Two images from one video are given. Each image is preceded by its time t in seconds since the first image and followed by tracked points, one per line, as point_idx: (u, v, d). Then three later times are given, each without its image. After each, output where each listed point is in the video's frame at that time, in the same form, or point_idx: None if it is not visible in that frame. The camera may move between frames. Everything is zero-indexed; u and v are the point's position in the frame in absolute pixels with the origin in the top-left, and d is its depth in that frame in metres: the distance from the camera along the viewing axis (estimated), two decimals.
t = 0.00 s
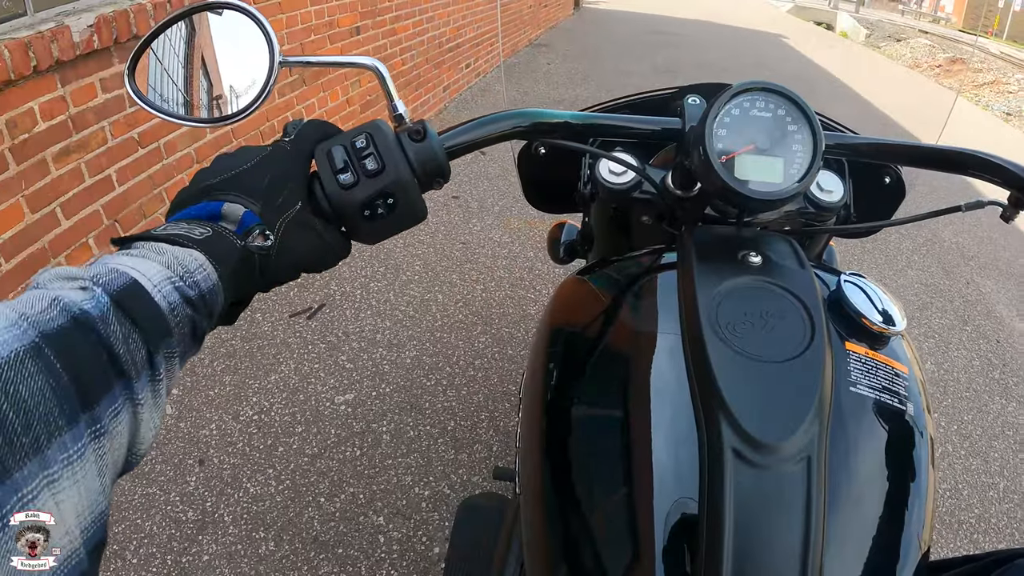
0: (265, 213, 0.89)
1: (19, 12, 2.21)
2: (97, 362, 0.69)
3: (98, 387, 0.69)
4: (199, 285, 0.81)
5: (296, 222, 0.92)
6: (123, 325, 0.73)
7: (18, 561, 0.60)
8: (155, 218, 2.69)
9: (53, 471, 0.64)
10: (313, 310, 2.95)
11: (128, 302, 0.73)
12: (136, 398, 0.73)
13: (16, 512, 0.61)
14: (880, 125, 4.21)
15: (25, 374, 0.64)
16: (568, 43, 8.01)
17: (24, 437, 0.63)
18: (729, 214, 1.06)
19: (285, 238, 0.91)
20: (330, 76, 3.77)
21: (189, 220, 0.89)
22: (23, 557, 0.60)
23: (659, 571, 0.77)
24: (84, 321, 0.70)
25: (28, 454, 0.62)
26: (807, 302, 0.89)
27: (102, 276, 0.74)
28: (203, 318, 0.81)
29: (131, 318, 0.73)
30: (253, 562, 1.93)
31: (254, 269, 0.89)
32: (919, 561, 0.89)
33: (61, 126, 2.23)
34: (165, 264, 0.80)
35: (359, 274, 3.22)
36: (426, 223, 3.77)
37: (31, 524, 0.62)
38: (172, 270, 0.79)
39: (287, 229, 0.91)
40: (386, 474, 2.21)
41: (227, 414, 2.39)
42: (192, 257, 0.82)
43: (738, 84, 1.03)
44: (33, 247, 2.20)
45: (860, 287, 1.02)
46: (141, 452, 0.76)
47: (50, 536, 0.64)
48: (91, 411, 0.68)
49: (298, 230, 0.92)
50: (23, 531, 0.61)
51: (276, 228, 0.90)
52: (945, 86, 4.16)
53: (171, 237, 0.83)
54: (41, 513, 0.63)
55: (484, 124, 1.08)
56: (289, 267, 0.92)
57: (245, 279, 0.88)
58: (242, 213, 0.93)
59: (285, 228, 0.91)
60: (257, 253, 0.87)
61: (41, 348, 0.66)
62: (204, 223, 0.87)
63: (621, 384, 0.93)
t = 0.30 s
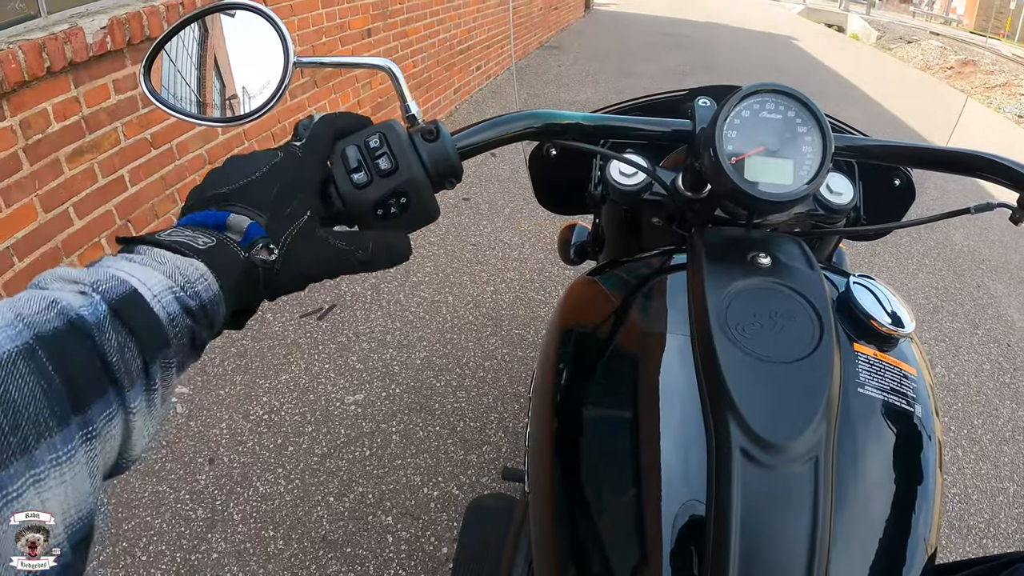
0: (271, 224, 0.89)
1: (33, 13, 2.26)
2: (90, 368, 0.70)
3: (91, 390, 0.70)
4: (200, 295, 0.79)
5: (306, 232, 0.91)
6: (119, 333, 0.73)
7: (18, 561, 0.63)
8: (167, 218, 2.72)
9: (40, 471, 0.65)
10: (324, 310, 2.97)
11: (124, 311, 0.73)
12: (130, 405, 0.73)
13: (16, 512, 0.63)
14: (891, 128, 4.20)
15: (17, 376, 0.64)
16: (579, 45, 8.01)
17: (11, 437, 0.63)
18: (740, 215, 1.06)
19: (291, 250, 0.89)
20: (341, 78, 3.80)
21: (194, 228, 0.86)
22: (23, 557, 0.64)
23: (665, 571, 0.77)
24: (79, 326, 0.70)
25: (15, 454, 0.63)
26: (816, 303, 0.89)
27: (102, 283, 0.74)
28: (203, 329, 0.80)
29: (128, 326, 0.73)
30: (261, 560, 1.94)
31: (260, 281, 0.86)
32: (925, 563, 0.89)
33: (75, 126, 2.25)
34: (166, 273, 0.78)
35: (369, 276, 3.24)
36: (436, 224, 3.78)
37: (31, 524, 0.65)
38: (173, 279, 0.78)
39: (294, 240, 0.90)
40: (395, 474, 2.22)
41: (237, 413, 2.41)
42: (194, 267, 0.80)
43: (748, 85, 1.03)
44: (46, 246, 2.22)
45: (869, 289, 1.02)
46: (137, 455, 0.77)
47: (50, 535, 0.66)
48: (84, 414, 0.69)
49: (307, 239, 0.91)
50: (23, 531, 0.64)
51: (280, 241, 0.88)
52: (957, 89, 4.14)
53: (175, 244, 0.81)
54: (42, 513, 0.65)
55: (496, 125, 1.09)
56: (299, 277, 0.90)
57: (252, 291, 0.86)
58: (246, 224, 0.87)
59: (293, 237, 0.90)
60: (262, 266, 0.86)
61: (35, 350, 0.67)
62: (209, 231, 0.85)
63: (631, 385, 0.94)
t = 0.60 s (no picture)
0: (310, 219, 0.90)
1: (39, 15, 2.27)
2: (136, 396, 0.68)
3: (139, 419, 0.68)
4: (251, 307, 0.81)
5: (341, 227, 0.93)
6: (166, 356, 0.72)
7: (18, 561, 0.56)
8: (172, 219, 2.74)
9: (92, 504, 0.63)
10: (329, 311, 2.99)
11: (171, 332, 0.72)
12: (181, 429, 0.72)
13: (16, 511, 0.57)
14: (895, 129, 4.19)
15: (59, 411, 0.63)
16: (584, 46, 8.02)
17: (58, 472, 0.61)
18: (742, 216, 1.07)
19: (335, 244, 0.92)
20: (346, 79, 3.81)
21: (235, 240, 0.87)
22: (22, 557, 0.56)
23: (668, 570, 0.78)
24: (122, 353, 0.69)
25: (64, 488, 0.61)
26: (818, 304, 0.90)
27: (146, 305, 0.73)
28: (254, 342, 0.81)
29: (175, 348, 0.72)
30: (266, 560, 1.95)
31: (311, 279, 0.89)
32: (926, 563, 0.89)
33: (81, 127, 2.27)
34: (215, 289, 0.79)
35: (374, 276, 3.25)
36: (441, 225, 3.79)
37: (32, 524, 0.58)
38: (221, 294, 0.79)
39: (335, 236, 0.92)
40: (400, 474, 2.23)
41: (243, 413, 2.42)
42: (242, 279, 0.82)
43: (751, 87, 1.04)
44: (53, 247, 2.24)
45: (870, 289, 1.03)
46: (190, 480, 0.76)
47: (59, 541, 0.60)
48: (132, 443, 0.68)
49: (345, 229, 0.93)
50: (23, 530, 0.57)
51: (323, 233, 0.91)
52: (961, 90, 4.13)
53: (220, 260, 0.83)
54: (42, 512, 0.59)
55: (502, 126, 1.10)
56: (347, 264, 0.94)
57: (304, 291, 0.88)
58: (286, 224, 0.87)
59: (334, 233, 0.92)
60: (310, 262, 0.88)
61: (75, 382, 0.65)
62: (253, 241, 0.87)
63: (634, 385, 0.94)
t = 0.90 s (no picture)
0: (294, 223, 0.90)
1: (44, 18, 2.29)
2: (116, 390, 0.70)
3: (118, 412, 0.69)
4: (226, 305, 0.81)
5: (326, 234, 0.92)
6: (143, 351, 0.73)
7: (18, 561, 0.57)
8: (177, 221, 2.76)
9: (73, 494, 0.64)
10: (332, 312, 3.00)
11: (148, 328, 0.74)
12: (159, 422, 0.73)
13: (16, 511, 0.59)
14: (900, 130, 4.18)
15: (40, 404, 0.64)
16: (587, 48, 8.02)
17: (39, 463, 0.62)
18: (741, 219, 1.07)
19: (315, 252, 0.91)
20: (350, 81, 3.82)
21: (217, 240, 0.88)
22: (22, 557, 0.58)
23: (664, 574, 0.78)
24: (100, 348, 0.70)
25: (45, 480, 0.62)
26: (815, 307, 0.90)
27: (123, 302, 0.74)
28: (231, 339, 0.82)
29: (152, 343, 0.73)
30: (269, 560, 1.96)
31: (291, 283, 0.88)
32: (923, 566, 0.89)
33: (85, 129, 2.28)
34: (191, 287, 0.80)
35: (377, 278, 3.26)
36: (445, 227, 3.80)
37: (31, 523, 0.60)
38: (197, 292, 0.80)
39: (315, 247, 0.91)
40: (403, 475, 2.23)
41: (246, 414, 2.43)
42: (218, 277, 0.82)
43: (748, 90, 1.04)
44: (57, 248, 2.25)
45: (868, 292, 1.03)
46: (171, 475, 0.77)
47: (51, 536, 0.61)
48: (112, 434, 0.69)
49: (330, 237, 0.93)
50: (23, 530, 0.59)
51: (306, 239, 0.90)
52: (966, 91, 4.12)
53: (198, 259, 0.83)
54: (41, 513, 0.61)
55: (501, 130, 1.10)
56: (330, 271, 0.94)
57: (281, 297, 0.88)
58: (268, 227, 0.87)
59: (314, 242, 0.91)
60: (290, 265, 0.87)
61: (56, 376, 0.66)
62: (233, 241, 0.87)
63: (632, 388, 0.95)
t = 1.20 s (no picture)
0: (294, 231, 0.91)
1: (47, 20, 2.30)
2: (124, 388, 0.70)
3: (125, 411, 0.70)
4: (232, 310, 0.82)
5: (325, 243, 0.93)
6: (150, 353, 0.73)
7: (18, 561, 0.58)
8: (181, 222, 2.77)
9: (79, 491, 0.64)
10: (336, 313, 3.00)
11: (155, 330, 0.74)
12: (165, 422, 0.74)
13: (15, 512, 0.60)
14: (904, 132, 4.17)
15: (50, 402, 0.64)
16: (591, 49, 8.02)
17: (47, 459, 0.63)
18: (742, 222, 1.07)
19: (315, 259, 0.92)
20: (353, 83, 3.83)
21: (220, 246, 0.89)
22: (22, 557, 0.58)
23: None
24: (109, 349, 0.70)
25: (54, 475, 0.62)
26: (814, 310, 0.90)
27: (133, 304, 0.75)
28: (236, 342, 0.83)
29: (159, 345, 0.74)
30: (272, 561, 1.96)
31: (291, 288, 0.90)
32: (923, 570, 0.89)
33: (90, 131, 2.29)
34: (198, 291, 0.80)
35: (381, 279, 3.27)
36: (448, 228, 3.80)
37: (32, 524, 0.60)
38: (204, 296, 0.80)
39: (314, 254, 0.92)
40: (406, 476, 2.24)
41: (249, 415, 2.44)
42: (223, 282, 0.83)
43: (748, 94, 1.04)
44: (62, 249, 2.26)
45: (869, 296, 1.03)
46: (172, 473, 0.77)
47: (51, 536, 0.61)
48: (119, 433, 0.69)
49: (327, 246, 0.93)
50: (23, 531, 0.59)
51: (306, 247, 0.91)
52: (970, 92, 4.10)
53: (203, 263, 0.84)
54: (41, 513, 0.61)
55: (503, 133, 1.10)
56: (332, 273, 0.94)
57: (281, 300, 0.89)
58: (269, 235, 0.89)
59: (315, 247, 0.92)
60: (291, 272, 0.88)
61: (66, 374, 0.67)
62: (236, 246, 0.88)
63: (632, 391, 0.95)
